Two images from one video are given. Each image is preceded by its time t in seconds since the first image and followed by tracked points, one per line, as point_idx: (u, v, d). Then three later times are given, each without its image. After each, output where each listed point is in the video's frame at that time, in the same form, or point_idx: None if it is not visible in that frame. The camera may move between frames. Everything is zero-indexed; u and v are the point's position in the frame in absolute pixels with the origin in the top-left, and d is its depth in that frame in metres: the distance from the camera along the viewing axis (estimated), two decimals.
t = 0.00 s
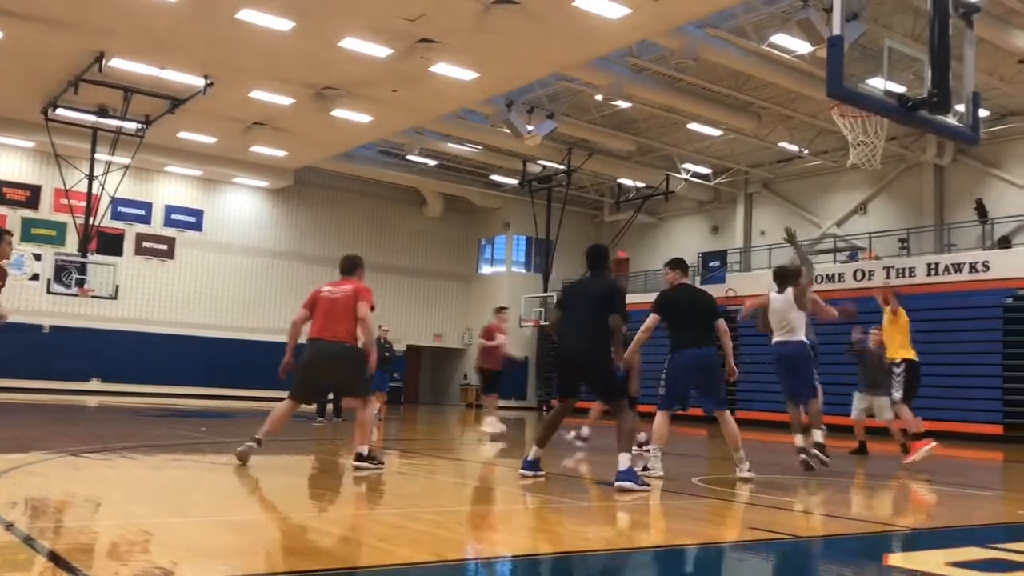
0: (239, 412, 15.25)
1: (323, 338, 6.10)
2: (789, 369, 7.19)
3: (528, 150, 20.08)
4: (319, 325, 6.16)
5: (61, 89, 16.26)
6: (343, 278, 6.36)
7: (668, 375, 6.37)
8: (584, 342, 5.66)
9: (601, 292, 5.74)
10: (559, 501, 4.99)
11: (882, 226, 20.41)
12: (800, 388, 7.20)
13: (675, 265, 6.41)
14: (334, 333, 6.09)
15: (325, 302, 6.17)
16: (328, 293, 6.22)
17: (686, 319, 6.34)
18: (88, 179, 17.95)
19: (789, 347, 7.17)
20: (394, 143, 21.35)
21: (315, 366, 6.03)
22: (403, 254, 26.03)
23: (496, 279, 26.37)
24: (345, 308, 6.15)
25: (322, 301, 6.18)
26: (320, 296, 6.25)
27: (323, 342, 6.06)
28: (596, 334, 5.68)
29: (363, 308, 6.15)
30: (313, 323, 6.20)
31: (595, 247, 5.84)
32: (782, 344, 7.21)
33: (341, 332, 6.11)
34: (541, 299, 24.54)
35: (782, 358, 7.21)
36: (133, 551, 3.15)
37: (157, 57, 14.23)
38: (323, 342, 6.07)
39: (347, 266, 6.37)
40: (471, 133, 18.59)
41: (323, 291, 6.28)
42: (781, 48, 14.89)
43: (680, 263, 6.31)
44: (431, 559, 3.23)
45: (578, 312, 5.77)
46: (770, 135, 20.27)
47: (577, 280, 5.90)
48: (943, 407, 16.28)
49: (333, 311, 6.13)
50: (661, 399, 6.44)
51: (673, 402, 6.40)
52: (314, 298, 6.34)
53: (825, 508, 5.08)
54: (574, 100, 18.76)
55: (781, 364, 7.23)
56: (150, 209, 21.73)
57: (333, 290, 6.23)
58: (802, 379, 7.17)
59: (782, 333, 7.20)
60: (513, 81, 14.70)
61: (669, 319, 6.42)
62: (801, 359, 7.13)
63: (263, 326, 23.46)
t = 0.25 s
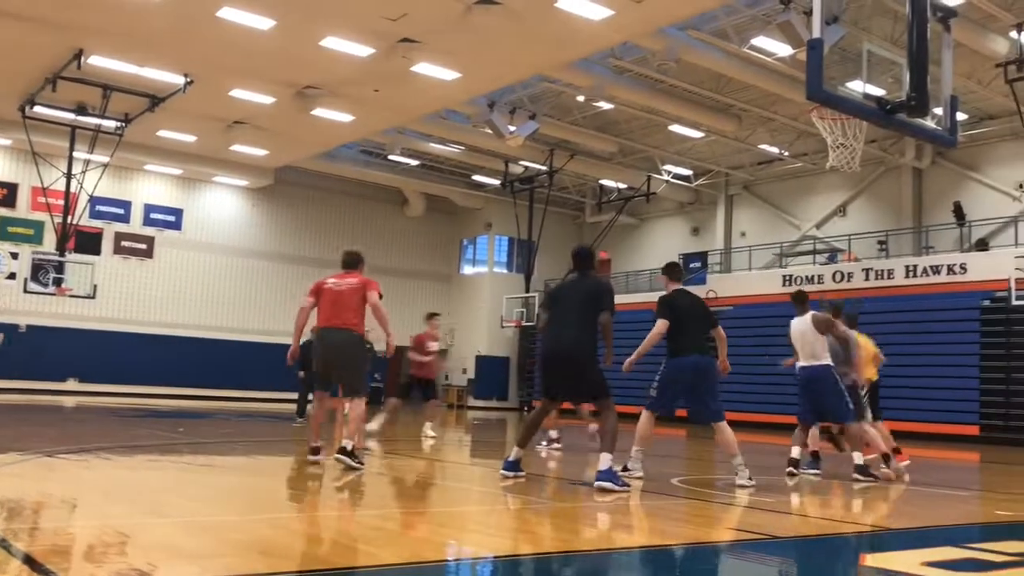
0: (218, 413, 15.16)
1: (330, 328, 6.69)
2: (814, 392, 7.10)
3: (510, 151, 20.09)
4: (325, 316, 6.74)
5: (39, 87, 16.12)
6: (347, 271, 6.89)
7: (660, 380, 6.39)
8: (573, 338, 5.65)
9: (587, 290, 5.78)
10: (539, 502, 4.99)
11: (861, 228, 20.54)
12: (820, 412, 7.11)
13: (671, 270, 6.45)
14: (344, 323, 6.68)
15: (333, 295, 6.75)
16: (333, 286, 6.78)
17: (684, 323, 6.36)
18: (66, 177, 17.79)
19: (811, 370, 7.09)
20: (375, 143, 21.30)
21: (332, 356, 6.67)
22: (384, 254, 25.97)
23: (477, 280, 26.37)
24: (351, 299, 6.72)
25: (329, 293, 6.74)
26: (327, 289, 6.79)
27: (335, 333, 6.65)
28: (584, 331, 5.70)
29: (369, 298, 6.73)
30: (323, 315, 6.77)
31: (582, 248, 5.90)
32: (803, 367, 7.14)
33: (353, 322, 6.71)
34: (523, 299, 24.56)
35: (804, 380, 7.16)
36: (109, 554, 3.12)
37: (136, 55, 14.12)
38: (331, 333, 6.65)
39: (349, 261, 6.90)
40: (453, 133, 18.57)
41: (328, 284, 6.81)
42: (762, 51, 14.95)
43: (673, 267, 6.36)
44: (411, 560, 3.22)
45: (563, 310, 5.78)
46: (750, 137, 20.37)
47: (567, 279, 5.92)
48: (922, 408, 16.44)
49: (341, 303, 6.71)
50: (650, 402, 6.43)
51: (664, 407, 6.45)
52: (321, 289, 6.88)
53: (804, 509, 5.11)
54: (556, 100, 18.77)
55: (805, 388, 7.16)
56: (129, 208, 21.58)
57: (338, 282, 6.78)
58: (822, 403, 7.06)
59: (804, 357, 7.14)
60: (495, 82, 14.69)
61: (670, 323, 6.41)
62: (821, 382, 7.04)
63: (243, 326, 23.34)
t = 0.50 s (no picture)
0: (200, 414, 15.10)
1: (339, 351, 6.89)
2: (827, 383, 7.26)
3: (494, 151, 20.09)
4: (332, 339, 6.93)
5: (19, 85, 16.00)
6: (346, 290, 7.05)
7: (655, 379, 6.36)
8: (552, 335, 5.66)
9: (567, 287, 5.76)
10: (519, 502, 4.99)
11: (843, 230, 20.66)
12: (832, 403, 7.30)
13: (654, 265, 6.40)
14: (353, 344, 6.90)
15: (337, 317, 6.93)
16: (336, 307, 6.96)
17: (668, 318, 6.36)
18: (45, 176, 17.65)
19: (829, 361, 7.25)
20: (359, 143, 21.25)
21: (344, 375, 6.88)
22: (367, 254, 25.89)
23: (461, 280, 26.36)
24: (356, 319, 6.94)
25: (334, 315, 6.92)
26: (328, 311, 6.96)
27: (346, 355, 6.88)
28: (564, 328, 5.70)
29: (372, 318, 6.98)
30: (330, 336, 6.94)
31: (563, 244, 5.88)
32: (820, 357, 7.32)
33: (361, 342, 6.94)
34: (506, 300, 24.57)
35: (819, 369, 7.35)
36: (87, 555, 3.10)
37: (117, 53, 14.03)
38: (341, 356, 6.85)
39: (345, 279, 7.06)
40: (437, 133, 18.55)
41: (329, 306, 6.98)
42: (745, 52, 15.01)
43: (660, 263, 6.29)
44: (392, 561, 3.22)
45: (542, 307, 5.76)
46: (733, 138, 20.45)
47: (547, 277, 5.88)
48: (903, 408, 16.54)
49: (347, 324, 6.90)
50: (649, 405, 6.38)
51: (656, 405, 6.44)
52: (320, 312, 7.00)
53: (785, 510, 5.13)
54: (540, 101, 18.78)
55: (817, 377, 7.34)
56: (110, 207, 21.45)
57: (339, 303, 6.96)
58: (829, 395, 7.29)
59: (821, 346, 7.30)
60: (479, 82, 14.70)
61: (651, 318, 6.41)
62: (836, 375, 7.19)
63: (225, 327, 23.23)
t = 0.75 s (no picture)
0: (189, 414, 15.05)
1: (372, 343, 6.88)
2: (839, 385, 7.44)
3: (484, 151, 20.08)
4: (364, 331, 6.87)
5: (7, 84, 15.92)
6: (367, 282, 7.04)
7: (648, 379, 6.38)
8: (539, 334, 5.65)
9: (556, 285, 5.76)
10: (509, 502, 5.00)
11: (833, 229, 20.72)
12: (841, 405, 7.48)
13: (647, 265, 6.43)
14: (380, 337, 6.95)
15: (371, 307, 6.91)
16: (366, 297, 6.94)
17: (661, 317, 6.38)
18: (34, 176, 17.56)
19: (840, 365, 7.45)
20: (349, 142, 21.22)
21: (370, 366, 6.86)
22: (357, 253, 25.84)
23: (452, 279, 26.34)
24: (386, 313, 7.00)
25: (367, 306, 6.89)
26: (360, 301, 6.88)
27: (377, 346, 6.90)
28: (551, 327, 5.69)
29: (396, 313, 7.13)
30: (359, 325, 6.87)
31: (552, 243, 5.89)
32: (831, 362, 7.51)
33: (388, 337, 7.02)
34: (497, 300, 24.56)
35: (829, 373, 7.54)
36: (76, 556, 3.09)
37: (106, 52, 13.97)
38: (378, 347, 6.85)
39: (359, 272, 7.05)
40: (427, 132, 18.52)
41: (358, 296, 6.92)
42: (735, 52, 15.04)
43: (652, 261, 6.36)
44: (381, 561, 3.21)
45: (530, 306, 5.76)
46: (723, 138, 20.49)
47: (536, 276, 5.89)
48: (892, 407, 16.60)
49: (379, 316, 6.94)
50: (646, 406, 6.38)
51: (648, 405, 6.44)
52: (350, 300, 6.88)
53: (775, 508, 5.14)
54: (531, 100, 18.77)
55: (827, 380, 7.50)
56: (99, 207, 21.36)
57: (370, 293, 6.95)
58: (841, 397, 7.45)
59: (832, 351, 7.49)
60: (469, 82, 14.69)
61: (643, 317, 6.46)
62: (847, 378, 7.39)
63: (215, 327, 23.17)
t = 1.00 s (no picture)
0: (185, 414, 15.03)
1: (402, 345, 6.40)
2: (852, 383, 7.43)
3: (481, 151, 20.08)
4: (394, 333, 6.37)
5: (2, 84, 15.91)
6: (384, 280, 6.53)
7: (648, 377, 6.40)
8: (534, 332, 5.65)
9: (551, 284, 5.76)
10: (507, 501, 4.99)
11: (829, 228, 20.76)
12: (853, 404, 7.41)
13: (655, 268, 6.49)
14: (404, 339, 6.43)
15: (391, 307, 6.40)
16: (387, 297, 6.43)
17: (668, 319, 6.36)
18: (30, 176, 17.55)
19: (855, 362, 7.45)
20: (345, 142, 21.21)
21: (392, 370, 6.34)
22: (354, 253, 25.83)
23: (448, 279, 26.34)
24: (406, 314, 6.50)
25: (387, 306, 6.39)
26: (380, 300, 6.39)
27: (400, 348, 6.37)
28: (546, 324, 5.69)
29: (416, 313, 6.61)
30: (381, 326, 6.36)
31: (550, 242, 5.88)
32: (845, 360, 7.45)
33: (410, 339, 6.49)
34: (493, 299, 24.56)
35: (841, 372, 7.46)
36: (74, 556, 3.08)
37: (102, 52, 13.95)
38: (402, 347, 6.36)
39: (377, 270, 6.51)
40: (423, 132, 18.51)
41: (378, 295, 6.42)
42: (731, 51, 15.05)
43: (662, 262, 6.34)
44: (378, 560, 3.21)
45: (525, 303, 5.76)
46: (719, 138, 20.52)
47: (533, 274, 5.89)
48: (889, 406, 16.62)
49: (400, 316, 6.44)
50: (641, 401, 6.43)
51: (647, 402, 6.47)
52: (371, 300, 6.38)
53: (773, 507, 5.14)
54: (527, 100, 18.77)
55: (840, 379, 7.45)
56: (95, 207, 21.35)
57: (389, 293, 6.44)
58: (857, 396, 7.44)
59: (848, 348, 7.46)
60: (465, 81, 14.69)
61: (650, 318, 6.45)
62: (863, 376, 7.41)
63: (212, 326, 23.15)
